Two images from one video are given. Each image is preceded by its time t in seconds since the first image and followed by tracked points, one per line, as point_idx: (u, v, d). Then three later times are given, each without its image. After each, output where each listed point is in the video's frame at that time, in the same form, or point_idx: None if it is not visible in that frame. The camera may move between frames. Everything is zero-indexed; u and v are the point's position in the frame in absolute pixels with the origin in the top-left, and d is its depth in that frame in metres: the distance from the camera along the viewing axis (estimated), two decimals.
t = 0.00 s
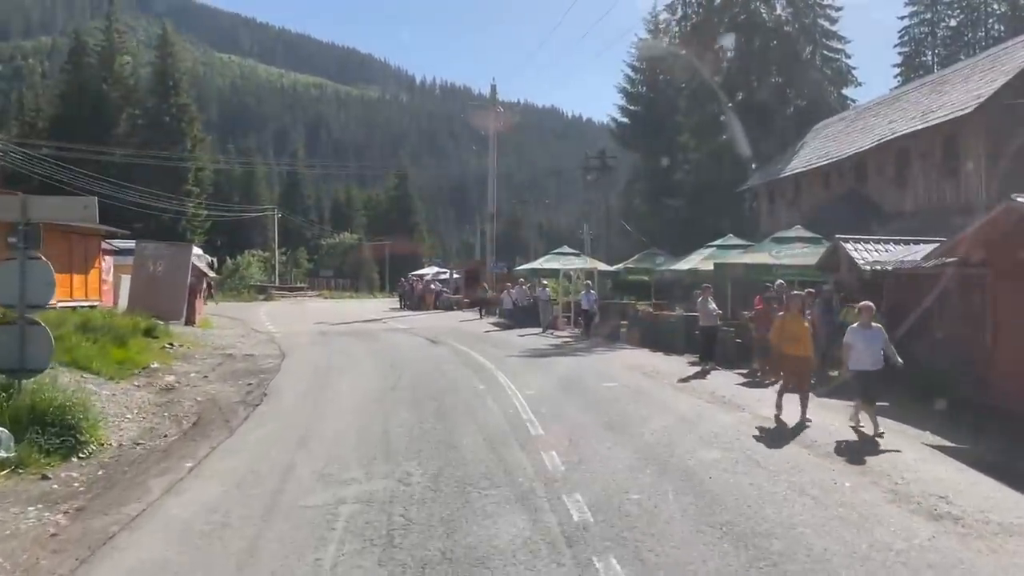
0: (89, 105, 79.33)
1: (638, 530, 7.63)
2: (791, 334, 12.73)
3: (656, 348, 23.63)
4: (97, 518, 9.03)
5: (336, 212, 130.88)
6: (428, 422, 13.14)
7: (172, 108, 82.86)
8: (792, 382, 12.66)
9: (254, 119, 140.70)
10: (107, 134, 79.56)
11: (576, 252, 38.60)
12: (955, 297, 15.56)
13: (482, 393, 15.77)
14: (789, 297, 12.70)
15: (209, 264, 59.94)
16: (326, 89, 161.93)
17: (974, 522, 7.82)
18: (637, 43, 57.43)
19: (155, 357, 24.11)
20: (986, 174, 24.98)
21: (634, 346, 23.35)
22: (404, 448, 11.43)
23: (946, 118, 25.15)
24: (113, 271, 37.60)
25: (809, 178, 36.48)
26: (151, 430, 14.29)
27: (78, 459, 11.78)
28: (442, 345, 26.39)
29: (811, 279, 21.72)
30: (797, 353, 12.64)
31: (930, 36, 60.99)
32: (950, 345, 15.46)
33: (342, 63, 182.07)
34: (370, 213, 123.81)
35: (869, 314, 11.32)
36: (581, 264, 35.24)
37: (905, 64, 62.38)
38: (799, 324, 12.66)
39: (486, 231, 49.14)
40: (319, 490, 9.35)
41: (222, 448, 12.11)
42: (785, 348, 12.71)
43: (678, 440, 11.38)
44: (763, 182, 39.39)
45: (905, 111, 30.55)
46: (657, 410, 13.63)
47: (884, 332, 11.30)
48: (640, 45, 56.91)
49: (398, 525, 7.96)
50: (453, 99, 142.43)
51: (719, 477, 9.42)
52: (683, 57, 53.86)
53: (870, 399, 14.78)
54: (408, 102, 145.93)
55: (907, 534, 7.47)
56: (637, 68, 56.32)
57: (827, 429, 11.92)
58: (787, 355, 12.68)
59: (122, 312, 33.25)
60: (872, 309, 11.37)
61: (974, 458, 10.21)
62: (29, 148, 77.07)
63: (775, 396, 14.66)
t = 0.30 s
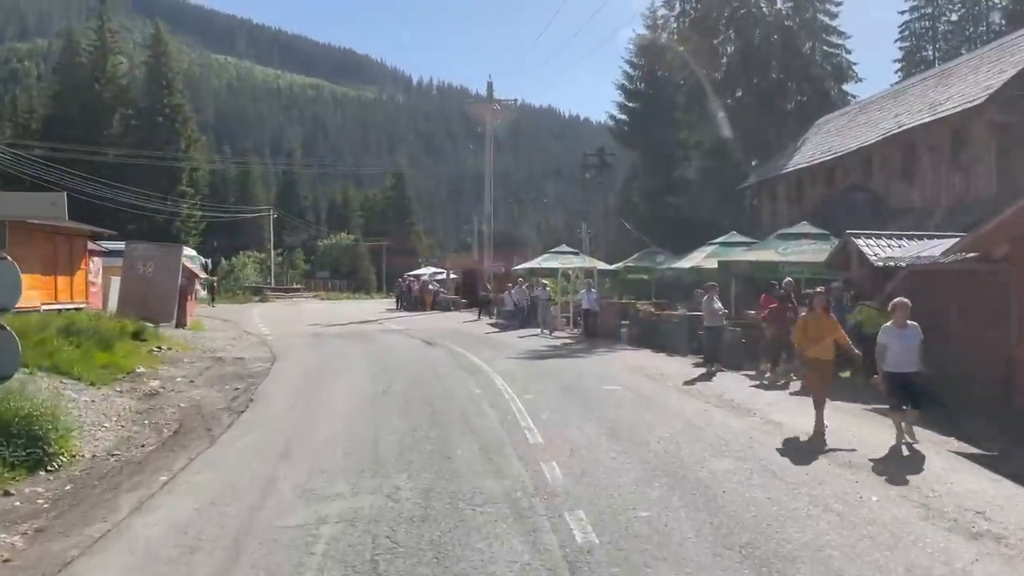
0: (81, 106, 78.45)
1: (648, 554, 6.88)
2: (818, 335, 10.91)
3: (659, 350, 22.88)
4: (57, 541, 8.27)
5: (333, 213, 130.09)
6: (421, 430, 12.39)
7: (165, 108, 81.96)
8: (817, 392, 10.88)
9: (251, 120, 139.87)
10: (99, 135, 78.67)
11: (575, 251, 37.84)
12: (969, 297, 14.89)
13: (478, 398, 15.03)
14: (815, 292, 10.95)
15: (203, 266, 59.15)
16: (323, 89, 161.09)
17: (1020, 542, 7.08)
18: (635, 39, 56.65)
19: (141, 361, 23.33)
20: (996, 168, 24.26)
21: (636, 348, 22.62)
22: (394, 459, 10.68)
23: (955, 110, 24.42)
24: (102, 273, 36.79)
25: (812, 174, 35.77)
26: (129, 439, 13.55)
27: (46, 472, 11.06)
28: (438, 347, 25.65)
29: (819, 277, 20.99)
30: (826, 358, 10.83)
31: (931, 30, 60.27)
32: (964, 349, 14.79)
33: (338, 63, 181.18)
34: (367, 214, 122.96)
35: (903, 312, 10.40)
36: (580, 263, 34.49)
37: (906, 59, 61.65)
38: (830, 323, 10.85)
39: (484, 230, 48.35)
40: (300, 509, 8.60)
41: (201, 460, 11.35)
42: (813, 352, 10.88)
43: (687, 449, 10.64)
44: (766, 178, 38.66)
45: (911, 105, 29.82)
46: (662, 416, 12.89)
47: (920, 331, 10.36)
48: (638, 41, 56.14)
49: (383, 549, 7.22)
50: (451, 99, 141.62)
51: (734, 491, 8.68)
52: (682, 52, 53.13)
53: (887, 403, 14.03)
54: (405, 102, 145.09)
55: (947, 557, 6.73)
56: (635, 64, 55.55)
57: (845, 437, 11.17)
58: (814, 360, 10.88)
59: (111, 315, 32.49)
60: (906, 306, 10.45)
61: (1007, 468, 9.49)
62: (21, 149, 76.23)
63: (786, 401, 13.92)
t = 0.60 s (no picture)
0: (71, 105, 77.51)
1: None
2: (838, 337, 10.19)
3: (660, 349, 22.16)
4: (9, 567, 7.54)
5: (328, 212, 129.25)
6: (412, 438, 11.70)
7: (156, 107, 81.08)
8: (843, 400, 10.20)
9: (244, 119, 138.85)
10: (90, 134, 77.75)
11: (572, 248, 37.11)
12: (985, 294, 14.26)
13: (473, 402, 14.33)
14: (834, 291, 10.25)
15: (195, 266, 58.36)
16: (317, 88, 160.13)
17: None
18: (631, 33, 55.95)
19: (125, 365, 22.59)
20: (1004, 159, 23.61)
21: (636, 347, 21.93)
22: (382, 471, 9.97)
23: (962, 100, 23.76)
24: (89, 274, 36.01)
25: (813, 168, 35.10)
26: (103, 450, 12.83)
27: (10, 488, 10.37)
28: (432, 347, 24.92)
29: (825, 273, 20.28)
30: (847, 362, 10.15)
31: (928, 23, 59.69)
32: (978, 348, 14.21)
33: (333, 61, 180.12)
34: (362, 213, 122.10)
35: (946, 313, 9.34)
36: (578, 260, 33.78)
37: (903, 52, 61.07)
38: (846, 325, 10.15)
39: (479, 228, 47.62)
40: (276, 531, 7.88)
41: (176, 474, 10.61)
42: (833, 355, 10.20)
43: (694, 457, 9.95)
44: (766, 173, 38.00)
45: (914, 96, 29.16)
46: (667, 419, 12.18)
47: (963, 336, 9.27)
48: (634, 35, 55.43)
49: None
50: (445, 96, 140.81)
51: (750, 507, 7.98)
52: (678, 46, 52.41)
53: (903, 404, 13.36)
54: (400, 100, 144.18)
55: None
56: (631, 58, 54.87)
57: (864, 442, 10.49)
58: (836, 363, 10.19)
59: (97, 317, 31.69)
60: (949, 307, 9.40)
61: None
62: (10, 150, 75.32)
63: (797, 403, 13.21)
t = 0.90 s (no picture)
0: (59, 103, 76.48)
1: None
2: (866, 336, 9.52)
3: (661, 345, 21.48)
4: None
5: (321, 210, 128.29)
6: (403, 446, 11.01)
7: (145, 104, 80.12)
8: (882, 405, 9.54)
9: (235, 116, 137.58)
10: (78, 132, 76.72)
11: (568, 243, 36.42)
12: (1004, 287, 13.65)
13: (468, 405, 13.64)
14: (862, 285, 9.64)
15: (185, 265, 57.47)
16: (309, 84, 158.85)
17: None
18: (625, 24, 55.22)
19: (107, 368, 21.85)
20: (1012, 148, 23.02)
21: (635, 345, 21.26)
22: (369, 483, 9.27)
23: (968, 87, 23.14)
24: (74, 275, 35.20)
25: (813, 160, 34.46)
26: (75, 460, 12.09)
27: None
28: (426, 346, 24.22)
29: (830, 266, 19.58)
30: (881, 363, 9.49)
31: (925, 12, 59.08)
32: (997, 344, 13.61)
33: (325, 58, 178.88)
34: (356, 209, 121.19)
35: (999, 307, 8.76)
36: (574, 255, 33.09)
37: (900, 41, 60.45)
38: (876, 321, 9.50)
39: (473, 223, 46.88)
40: (250, 556, 7.17)
41: (150, 488, 9.89)
42: (863, 358, 9.53)
43: (705, 463, 9.30)
44: (765, 165, 37.34)
45: (917, 84, 28.52)
46: (672, 422, 11.51)
47: (1018, 331, 8.69)
48: (629, 26, 54.71)
49: None
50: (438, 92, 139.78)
51: (770, 521, 7.33)
52: (672, 38, 51.76)
53: (920, 403, 12.72)
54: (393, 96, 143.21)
55: None
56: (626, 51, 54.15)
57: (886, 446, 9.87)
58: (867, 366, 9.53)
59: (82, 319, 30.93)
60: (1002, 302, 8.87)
61: None
62: None
63: (808, 404, 12.56)
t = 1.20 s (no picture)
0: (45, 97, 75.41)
1: None
2: (904, 334, 8.49)
3: (660, 338, 20.89)
4: None
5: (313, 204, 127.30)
6: (392, 450, 10.35)
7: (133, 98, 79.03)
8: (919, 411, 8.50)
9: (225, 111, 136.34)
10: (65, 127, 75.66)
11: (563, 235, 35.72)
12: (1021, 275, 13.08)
13: (462, 404, 12.97)
14: (903, 276, 8.54)
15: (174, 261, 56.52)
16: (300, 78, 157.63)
17: None
18: (619, 13, 54.47)
19: (88, 367, 21.06)
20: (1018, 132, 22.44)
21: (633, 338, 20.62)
22: (354, 492, 8.59)
23: (973, 70, 22.54)
24: (58, 272, 34.35)
25: (812, 148, 33.87)
26: (46, 468, 11.35)
27: None
28: (419, 342, 23.52)
29: (835, 255, 18.96)
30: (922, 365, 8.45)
31: None
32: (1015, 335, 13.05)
33: (316, 52, 177.65)
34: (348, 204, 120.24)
35: None
36: (569, 247, 32.42)
37: (896, 28, 59.80)
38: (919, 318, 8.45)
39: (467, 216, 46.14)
40: None
41: (120, 500, 9.21)
42: (892, 354, 8.54)
43: (718, 467, 8.67)
44: (762, 154, 36.72)
45: (919, 68, 27.90)
46: (679, 421, 10.87)
47: None
48: (622, 14, 53.97)
49: None
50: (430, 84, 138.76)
51: (794, 532, 6.70)
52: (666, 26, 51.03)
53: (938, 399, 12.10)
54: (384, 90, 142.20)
55: None
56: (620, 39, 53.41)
57: (909, 445, 9.26)
58: (891, 364, 8.63)
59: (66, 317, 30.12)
60: None
61: None
62: None
63: (822, 398, 11.94)
